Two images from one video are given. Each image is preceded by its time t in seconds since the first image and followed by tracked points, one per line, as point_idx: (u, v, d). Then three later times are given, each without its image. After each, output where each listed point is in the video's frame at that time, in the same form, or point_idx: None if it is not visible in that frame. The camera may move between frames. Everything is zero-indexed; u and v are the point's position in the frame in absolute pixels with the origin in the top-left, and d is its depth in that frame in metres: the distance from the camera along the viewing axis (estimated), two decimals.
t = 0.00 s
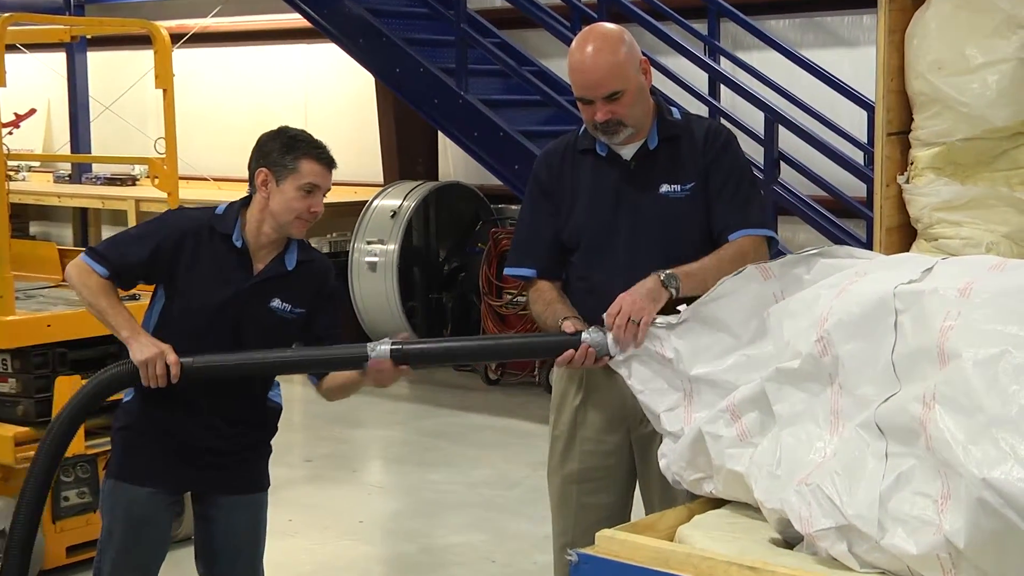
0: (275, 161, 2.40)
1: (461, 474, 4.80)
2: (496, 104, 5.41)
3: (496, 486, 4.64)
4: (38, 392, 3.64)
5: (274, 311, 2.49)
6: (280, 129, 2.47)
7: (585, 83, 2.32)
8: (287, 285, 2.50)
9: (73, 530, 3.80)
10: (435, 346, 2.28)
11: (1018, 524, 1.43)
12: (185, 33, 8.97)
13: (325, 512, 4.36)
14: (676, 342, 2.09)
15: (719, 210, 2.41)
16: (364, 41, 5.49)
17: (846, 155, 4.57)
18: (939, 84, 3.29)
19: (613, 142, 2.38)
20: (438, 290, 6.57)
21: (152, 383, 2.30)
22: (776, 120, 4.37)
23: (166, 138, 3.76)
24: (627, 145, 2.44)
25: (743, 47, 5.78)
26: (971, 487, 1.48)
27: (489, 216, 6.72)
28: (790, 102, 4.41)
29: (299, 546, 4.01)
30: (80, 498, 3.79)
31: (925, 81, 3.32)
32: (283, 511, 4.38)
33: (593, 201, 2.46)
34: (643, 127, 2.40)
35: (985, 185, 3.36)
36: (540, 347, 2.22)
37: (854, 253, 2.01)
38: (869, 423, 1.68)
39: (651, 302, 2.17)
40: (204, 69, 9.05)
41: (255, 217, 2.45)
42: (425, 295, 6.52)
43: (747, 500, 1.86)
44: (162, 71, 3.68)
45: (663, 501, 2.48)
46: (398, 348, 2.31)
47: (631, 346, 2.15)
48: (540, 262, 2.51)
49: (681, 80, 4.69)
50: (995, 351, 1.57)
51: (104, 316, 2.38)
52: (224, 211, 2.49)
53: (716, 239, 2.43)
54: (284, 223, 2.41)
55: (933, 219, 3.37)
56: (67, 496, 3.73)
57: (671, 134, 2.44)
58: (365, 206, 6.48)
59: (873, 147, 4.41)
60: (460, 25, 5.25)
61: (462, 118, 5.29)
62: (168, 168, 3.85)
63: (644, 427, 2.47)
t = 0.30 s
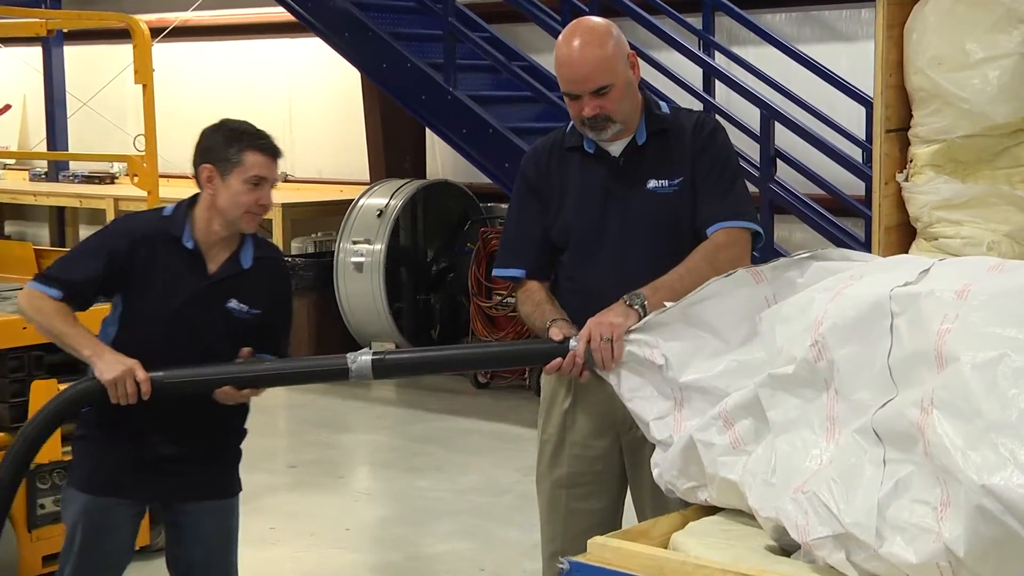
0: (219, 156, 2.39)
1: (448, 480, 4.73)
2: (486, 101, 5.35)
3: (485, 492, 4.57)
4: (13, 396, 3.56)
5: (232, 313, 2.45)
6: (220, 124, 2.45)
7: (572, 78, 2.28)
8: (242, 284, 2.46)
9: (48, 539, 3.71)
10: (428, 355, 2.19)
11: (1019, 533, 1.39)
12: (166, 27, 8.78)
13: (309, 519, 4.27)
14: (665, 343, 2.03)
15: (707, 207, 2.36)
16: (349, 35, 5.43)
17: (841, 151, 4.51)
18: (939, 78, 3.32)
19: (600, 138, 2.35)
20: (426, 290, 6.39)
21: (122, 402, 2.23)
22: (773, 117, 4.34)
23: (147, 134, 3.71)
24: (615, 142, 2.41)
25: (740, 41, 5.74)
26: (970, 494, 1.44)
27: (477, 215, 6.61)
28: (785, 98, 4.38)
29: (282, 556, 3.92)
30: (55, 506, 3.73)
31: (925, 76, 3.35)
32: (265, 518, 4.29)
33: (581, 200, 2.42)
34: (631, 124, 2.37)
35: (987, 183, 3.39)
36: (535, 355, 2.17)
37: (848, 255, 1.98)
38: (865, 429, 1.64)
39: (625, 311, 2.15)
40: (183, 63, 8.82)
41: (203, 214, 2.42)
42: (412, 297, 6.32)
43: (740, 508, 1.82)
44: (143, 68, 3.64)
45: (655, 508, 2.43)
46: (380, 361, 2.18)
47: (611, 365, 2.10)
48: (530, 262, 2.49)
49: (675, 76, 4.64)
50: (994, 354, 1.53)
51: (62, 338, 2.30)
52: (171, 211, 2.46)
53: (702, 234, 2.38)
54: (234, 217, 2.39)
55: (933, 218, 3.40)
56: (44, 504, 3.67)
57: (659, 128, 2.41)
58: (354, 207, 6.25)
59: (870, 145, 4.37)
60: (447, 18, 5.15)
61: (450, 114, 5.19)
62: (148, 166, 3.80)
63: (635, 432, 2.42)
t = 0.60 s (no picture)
0: (100, 155, 2.23)
1: (441, 489, 4.65)
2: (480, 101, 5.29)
3: (479, 501, 4.49)
4: None
5: (140, 316, 2.30)
6: (98, 123, 2.30)
7: (560, 75, 2.25)
8: (147, 284, 2.31)
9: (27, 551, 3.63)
10: (416, 359, 2.11)
11: None
12: (151, 24, 8.14)
13: (298, 531, 4.19)
14: (662, 347, 1.98)
15: (699, 209, 2.32)
16: (339, 32, 5.39)
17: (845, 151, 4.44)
18: (943, 78, 3.28)
19: (589, 139, 2.31)
20: (417, 294, 6.20)
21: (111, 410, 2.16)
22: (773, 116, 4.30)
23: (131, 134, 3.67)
24: (605, 142, 2.37)
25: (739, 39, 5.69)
26: (977, 502, 1.40)
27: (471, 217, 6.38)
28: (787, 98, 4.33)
29: (271, 566, 3.85)
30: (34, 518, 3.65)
31: (927, 76, 3.31)
32: (252, 530, 4.21)
33: (570, 201, 2.38)
34: (620, 125, 2.33)
35: (993, 185, 3.36)
36: (531, 360, 2.11)
37: (850, 259, 1.97)
38: (869, 437, 1.60)
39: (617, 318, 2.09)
40: (164, 58, 8.28)
41: (95, 218, 2.26)
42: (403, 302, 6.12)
43: (740, 516, 1.77)
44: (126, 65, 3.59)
45: (646, 514, 2.38)
46: (371, 365, 2.12)
47: (603, 368, 2.04)
48: (515, 268, 2.43)
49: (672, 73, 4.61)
50: (1000, 359, 1.49)
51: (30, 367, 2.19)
52: (60, 220, 2.29)
53: (690, 232, 2.34)
54: (126, 216, 2.23)
55: (938, 221, 3.37)
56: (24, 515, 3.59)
57: (650, 129, 2.37)
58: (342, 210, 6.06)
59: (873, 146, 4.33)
60: (439, 16, 5.08)
61: (444, 114, 5.12)
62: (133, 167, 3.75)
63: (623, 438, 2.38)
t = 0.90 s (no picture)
0: None
1: (434, 502, 4.59)
2: (474, 104, 5.24)
3: (473, 515, 4.43)
4: None
5: (32, 316, 2.23)
6: None
7: (546, 75, 2.25)
8: (35, 281, 2.24)
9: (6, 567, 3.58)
10: (411, 373, 2.09)
11: None
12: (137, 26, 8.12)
13: (287, 545, 4.14)
14: (658, 361, 1.94)
15: (690, 217, 2.28)
16: (330, 34, 5.33)
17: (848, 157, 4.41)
18: (947, 81, 3.24)
19: (570, 142, 2.30)
20: (410, 303, 6.04)
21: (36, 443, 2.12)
22: (773, 120, 4.28)
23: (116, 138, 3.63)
24: (592, 146, 2.34)
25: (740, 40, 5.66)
26: (982, 516, 1.36)
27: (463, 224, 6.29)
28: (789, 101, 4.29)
29: None
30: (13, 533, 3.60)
31: (932, 78, 3.26)
32: (240, 544, 4.16)
33: (554, 206, 2.35)
34: (606, 128, 2.31)
35: (998, 190, 3.32)
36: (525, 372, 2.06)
37: (852, 270, 1.90)
38: (872, 449, 1.55)
39: (614, 328, 2.06)
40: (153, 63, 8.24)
41: None
42: (397, 310, 5.99)
43: (741, 531, 1.72)
44: (110, 70, 3.58)
45: (633, 531, 2.32)
46: (362, 378, 2.09)
47: (598, 380, 2.01)
48: (492, 273, 2.41)
49: (670, 75, 4.59)
50: (1006, 369, 1.46)
51: None
52: None
53: (682, 244, 2.30)
54: None
55: (943, 227, 3.33)
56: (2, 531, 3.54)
57: (639, 134, 2.33)
58: (333, 217, 5.95)
59: (877, 150, 4.28)
60: (432, 17, 5.05)
61: (435, 118, 5.10)
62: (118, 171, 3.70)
63: (607, 449, 2.33)
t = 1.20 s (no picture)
0: None
1: (424, 514, 4.54)
2: (465, 107, 5.19)
3: (463, 528, 4.38)
4: None
5: None
6: None
7: (518, 78, 2.21)
8: None
9: None
10: (394, 386, 2.07)
11: None
12: (120, 26, 8.15)
13: (275, 560, 4.09)
14: (650, 374, 1.92)
15: (674, 225, 2.25)
16: (319, 36, 5.28)
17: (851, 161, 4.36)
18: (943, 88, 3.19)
19: (544, 147, 2.25)
20: (400, 311, 5.96)
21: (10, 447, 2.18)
22: (772, 124, 4.23)
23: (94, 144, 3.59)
24: (571, 151, 2.30)
25: (739, 42, 5.62)
26: (984, 531, 1.32)
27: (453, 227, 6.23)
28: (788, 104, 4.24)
29: None
30: None
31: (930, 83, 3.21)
32: (226, 559, 4.11)
33: (534, 214, 2.31)
34: (584, 134, 2.27)
35: (1004, 196, 3.08)
36: (514, 386, 2.04)
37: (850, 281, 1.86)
38: (872, 461, 1.52)
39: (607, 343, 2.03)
40: (137, 65, 8.22)
41: None
42: (387, 317, 5.91)
43: (738, 545, 1.68)
44: (93, 71, 3.36)
45: (610, 544, 2.33)
46: (347, 390, 2.06)
47: (592, 394, 2.00)
48: (473, 283, 2.37)
49: (667, 78, 4.55)
50: (1009, 381, 1.42)
51: None
52: None
53: (669, 253, 2.27)
54: None
55: (946, 234, 3.10)
56: None
57: (620, 139, 2.30)
58: (322, 222, 5.89)
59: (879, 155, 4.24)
60: (423, 18, 5.00)
61: (427, 121, 5.06)
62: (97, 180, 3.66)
63: (583, 462, 2.34)
